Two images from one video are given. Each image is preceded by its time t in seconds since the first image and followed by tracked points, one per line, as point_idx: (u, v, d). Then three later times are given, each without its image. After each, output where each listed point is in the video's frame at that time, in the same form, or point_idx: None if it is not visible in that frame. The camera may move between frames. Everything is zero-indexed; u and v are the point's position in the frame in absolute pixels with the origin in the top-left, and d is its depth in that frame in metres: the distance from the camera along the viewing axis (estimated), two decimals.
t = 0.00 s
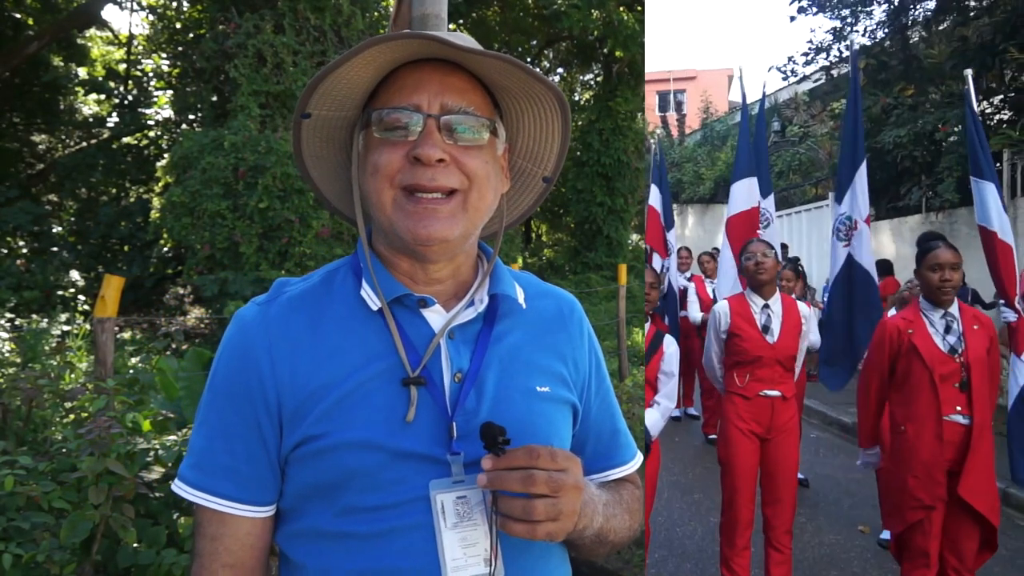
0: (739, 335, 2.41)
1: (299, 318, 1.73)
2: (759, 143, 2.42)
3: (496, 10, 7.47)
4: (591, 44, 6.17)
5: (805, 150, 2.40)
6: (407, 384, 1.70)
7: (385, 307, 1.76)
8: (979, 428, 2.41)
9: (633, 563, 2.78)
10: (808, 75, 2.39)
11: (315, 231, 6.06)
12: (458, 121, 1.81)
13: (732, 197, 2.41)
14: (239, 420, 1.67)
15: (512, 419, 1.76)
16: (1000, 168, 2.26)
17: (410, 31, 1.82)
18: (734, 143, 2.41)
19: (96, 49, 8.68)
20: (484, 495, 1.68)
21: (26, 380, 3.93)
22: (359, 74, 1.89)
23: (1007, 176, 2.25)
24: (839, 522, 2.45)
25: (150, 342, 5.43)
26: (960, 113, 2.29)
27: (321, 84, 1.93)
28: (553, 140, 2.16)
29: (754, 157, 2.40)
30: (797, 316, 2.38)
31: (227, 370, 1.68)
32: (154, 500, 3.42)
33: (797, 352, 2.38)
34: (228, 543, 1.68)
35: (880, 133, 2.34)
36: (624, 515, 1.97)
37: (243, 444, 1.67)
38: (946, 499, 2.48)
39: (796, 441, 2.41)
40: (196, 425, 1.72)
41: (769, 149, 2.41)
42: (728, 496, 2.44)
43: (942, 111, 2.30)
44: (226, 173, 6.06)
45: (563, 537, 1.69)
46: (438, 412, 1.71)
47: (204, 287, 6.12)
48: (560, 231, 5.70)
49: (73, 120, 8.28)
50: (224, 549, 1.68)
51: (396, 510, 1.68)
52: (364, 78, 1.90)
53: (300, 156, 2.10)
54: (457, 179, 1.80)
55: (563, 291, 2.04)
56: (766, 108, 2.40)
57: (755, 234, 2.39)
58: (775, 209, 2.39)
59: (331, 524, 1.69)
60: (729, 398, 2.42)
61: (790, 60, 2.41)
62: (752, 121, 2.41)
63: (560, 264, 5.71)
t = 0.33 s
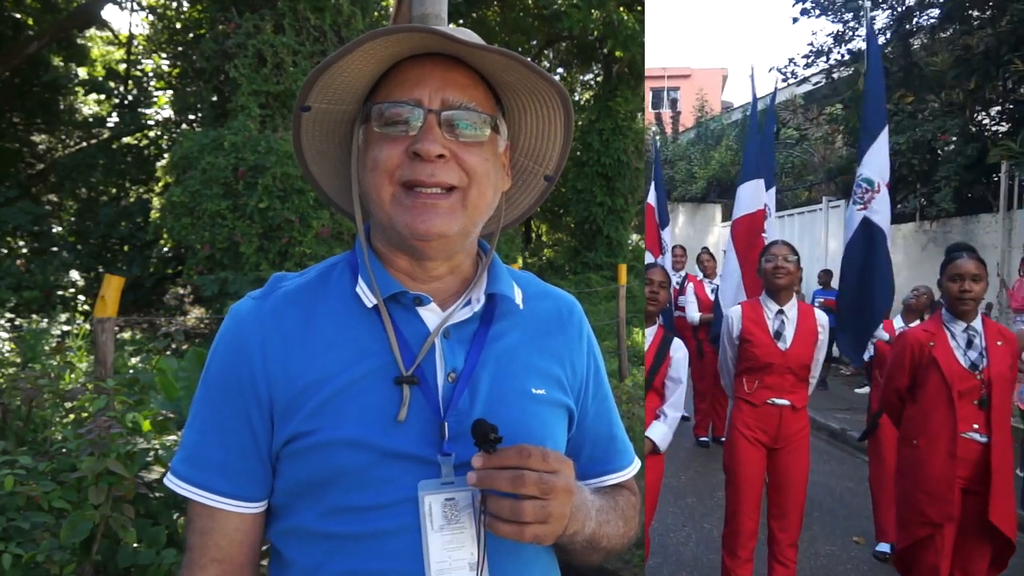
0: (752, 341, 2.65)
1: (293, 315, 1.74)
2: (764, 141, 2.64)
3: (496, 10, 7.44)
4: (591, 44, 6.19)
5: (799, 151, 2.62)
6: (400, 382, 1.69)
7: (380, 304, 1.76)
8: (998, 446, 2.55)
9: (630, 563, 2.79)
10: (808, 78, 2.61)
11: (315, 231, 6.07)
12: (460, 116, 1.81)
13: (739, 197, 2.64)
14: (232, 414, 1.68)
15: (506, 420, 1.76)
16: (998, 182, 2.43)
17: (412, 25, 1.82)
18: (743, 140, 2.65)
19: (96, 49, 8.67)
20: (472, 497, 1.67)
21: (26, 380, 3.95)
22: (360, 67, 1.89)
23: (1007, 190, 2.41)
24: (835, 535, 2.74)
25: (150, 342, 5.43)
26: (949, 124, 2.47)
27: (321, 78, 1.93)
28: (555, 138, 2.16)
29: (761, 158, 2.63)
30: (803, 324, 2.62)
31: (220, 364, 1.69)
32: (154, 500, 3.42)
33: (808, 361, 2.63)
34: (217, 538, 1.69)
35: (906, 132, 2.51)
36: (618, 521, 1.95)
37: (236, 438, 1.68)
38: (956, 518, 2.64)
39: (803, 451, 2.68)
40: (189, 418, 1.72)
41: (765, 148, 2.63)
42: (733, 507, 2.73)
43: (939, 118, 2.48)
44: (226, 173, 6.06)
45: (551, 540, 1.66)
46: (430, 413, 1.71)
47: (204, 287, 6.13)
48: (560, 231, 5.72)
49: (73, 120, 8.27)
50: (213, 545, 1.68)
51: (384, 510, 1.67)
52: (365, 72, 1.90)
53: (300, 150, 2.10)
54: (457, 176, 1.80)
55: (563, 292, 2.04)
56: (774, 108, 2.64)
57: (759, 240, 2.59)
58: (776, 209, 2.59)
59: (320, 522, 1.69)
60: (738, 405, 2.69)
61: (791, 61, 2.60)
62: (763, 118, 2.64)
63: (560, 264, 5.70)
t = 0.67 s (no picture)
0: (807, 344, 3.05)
1: (285, 315, 1.74)
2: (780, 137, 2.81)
3: (496, 10, 7.46)
4: (591, 44, 6.18)
5: (820, 142, 2.82)
6: (390, 386, 1.70)
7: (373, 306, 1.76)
8: None
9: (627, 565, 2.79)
10: (830, 66, 2.82)
11: (315, 231, 6.07)
12: (459, 118, 1.80)
13: (780, 188, 2.81)
14: (221, 412, 1.68)
15: (497, 426, 1.76)
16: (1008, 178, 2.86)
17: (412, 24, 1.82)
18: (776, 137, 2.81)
19: (96, 49, 8.68)
20: (460, 504, 1.66)
21: (26, 381, 3.95)
22: (359, 66, 1.89)
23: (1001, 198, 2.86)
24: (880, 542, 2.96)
25: (150, 342, 5.42)
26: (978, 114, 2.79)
27: (319, 76, 1.93)
28: (554, 141, 2.16)
29: (793, 147, 2.79)
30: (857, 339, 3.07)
31: (211, 363, 1.69)
32: (154, 500, 3.42)
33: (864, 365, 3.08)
34: (204, 539, 1.69)
35: (902, 133, 2.83)
36: (610, 531, 1.94)
37: (224, 437, 1.68)
38: None
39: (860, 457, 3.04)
40: (179, 416, 1.73)
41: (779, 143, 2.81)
42: (789, 523, 2.92)
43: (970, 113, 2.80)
44: (226, 173, 6.06)
45: (539, 551, 1.65)
46: (421, 418, 1.71)
47: (204, 287, 6.12)
48: (561, 231, 5.73)
49: (73, 120, 8.29)
50: (200, 545, 1.69)
51: (370, 515, 1.67)
52: (364, 70, 1.90)
53: (297, 148, 2.10)
54: (454, 178, 1.80)
55: (559, 299, 2.05)
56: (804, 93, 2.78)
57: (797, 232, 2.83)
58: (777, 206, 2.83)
59: (307, 525, 1.69)
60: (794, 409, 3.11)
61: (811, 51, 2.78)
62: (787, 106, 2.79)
63: (559, 265, 5.54)
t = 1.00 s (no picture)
0: (853, 346, 2.85)
1: (278, 317, 1.74)
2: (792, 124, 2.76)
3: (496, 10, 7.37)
4: (591, 44, 6.33)
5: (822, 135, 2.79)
6: (384, 391, 1.69)
7: (369, 309, 1.76)
8: None
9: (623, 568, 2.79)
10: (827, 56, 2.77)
11: (315, 231, 6.07)
12: (457, 120, 1.80)
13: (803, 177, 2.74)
14: (212, 415, 1.68)
15: (491, 432, 1.76)
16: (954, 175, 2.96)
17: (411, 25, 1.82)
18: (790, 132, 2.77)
19: (96, 49, 8.68)
20: (453, 511, 1.67)
21: (25, 381, 3.96)
22: (358, 67, 1.89)
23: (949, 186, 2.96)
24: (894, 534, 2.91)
25: (150, 343, 5.42)
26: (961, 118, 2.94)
27: (317, 77, 1.92)
28: (552, 144, 2.16)
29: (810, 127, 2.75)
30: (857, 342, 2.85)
31: (202, 364, 1.69)
32: (154, 500, 3.41)
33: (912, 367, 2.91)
34: (193, 544, 1.69)
35: (901, 123, 2.88)
36: (602, 538, 1.94)
37: (215, 439, 1.68)
38: None
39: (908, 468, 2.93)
40: (169, 417, 1.72)
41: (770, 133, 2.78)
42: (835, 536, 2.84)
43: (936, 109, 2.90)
44: (226, 173, 6.06)
45: (534, 557, 1.65)
46: (414, 423, 1.71)
47: (205, 287, 6.12)
48: (561, 232, 5.75)
49: (73, 120, 8.29)
50: (188, 550, 1.68)
51: (361, 521, 1.67)
52: (363, 72, 1.90)
53: (293, 148, 2.09)
54: (452, 181, 1.79)
55: (554, 304, 2.05)
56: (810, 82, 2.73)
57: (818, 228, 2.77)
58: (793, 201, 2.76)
59: (297, 530, 1.68)
60: (838, 418, 2.89)
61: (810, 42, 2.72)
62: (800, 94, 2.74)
63: (560, 264, 5.80)
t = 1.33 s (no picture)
0: (877, 349, 2.45)
1: (272, 314, 1.74)
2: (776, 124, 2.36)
3: (496, 10, 7.36)
4: (591, 45, 6.43)
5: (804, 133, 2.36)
6: (378, 389, 1.69)
7: (363, 306, 1.76)
8: None
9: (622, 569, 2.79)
10: (801, 49, 2.35)
11: (315, 231, 6.07)
12: (454, 118, 1.80)
13: (805, 181, 2.36)
14: (205, 412, 1.68)
15: (484, 431, 1.76)
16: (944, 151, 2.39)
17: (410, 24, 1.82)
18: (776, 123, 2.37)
19: (96, 49, 8.69)
20: (446, 510, 1.65)
21: (25, 380, 3.96)
22: (356, 63, 1.89)
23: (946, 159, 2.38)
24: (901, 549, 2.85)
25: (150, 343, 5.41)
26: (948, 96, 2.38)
27: (314, 72, 1.92)
28: (550, 143, 2.15)
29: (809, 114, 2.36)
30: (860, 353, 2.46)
31: (197, 361, 1.69)
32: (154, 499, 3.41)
33: (945, 369, 2.45)
34: (187, 541, 1.69)
35: (879, 115, 2.37)
36: (597, 539, 1.93)
37: (208, 437, 1.68)
38: None
39: (943, 476, 2.53)
40: (163, 414, 1.72)
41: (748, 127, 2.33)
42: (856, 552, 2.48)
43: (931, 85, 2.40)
44: (227, 173, 6.06)
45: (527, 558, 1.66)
46: (408, 422, 1.71)
47: (205, 287, 6.12)
48: (561, 232, 5.78)
49: (73, 120, 8.30)
50: (182, 547, 1.69)
51: (354, 520, 1.68)
52: (361, 68, 1.90)
53: (291, 145, 2.09)
54: (449, 180, 1.79)
55: (550, 302, 2.04)
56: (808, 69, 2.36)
57: (828, 229, 2.36)
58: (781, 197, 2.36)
59: (291, 528, 1.69)
60: (863, 424, 2.48)
61: (784, 34, 2.33)
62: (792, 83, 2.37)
63: (560, 264, 5.83)
